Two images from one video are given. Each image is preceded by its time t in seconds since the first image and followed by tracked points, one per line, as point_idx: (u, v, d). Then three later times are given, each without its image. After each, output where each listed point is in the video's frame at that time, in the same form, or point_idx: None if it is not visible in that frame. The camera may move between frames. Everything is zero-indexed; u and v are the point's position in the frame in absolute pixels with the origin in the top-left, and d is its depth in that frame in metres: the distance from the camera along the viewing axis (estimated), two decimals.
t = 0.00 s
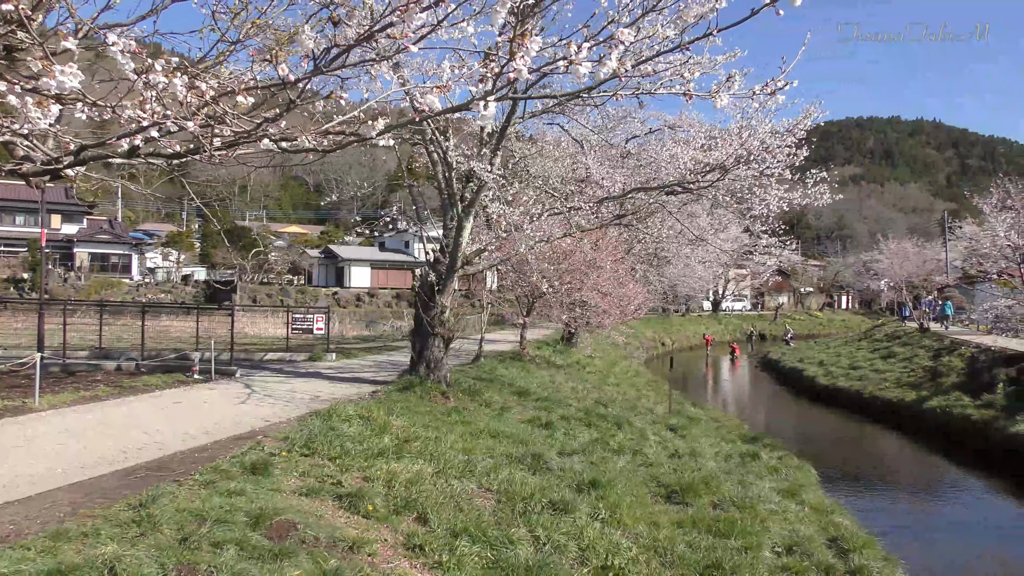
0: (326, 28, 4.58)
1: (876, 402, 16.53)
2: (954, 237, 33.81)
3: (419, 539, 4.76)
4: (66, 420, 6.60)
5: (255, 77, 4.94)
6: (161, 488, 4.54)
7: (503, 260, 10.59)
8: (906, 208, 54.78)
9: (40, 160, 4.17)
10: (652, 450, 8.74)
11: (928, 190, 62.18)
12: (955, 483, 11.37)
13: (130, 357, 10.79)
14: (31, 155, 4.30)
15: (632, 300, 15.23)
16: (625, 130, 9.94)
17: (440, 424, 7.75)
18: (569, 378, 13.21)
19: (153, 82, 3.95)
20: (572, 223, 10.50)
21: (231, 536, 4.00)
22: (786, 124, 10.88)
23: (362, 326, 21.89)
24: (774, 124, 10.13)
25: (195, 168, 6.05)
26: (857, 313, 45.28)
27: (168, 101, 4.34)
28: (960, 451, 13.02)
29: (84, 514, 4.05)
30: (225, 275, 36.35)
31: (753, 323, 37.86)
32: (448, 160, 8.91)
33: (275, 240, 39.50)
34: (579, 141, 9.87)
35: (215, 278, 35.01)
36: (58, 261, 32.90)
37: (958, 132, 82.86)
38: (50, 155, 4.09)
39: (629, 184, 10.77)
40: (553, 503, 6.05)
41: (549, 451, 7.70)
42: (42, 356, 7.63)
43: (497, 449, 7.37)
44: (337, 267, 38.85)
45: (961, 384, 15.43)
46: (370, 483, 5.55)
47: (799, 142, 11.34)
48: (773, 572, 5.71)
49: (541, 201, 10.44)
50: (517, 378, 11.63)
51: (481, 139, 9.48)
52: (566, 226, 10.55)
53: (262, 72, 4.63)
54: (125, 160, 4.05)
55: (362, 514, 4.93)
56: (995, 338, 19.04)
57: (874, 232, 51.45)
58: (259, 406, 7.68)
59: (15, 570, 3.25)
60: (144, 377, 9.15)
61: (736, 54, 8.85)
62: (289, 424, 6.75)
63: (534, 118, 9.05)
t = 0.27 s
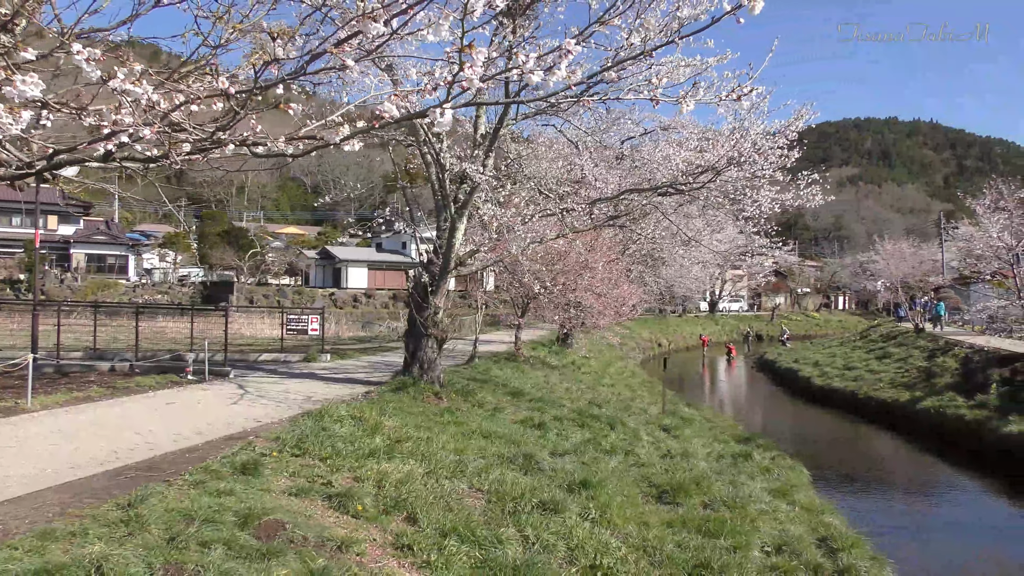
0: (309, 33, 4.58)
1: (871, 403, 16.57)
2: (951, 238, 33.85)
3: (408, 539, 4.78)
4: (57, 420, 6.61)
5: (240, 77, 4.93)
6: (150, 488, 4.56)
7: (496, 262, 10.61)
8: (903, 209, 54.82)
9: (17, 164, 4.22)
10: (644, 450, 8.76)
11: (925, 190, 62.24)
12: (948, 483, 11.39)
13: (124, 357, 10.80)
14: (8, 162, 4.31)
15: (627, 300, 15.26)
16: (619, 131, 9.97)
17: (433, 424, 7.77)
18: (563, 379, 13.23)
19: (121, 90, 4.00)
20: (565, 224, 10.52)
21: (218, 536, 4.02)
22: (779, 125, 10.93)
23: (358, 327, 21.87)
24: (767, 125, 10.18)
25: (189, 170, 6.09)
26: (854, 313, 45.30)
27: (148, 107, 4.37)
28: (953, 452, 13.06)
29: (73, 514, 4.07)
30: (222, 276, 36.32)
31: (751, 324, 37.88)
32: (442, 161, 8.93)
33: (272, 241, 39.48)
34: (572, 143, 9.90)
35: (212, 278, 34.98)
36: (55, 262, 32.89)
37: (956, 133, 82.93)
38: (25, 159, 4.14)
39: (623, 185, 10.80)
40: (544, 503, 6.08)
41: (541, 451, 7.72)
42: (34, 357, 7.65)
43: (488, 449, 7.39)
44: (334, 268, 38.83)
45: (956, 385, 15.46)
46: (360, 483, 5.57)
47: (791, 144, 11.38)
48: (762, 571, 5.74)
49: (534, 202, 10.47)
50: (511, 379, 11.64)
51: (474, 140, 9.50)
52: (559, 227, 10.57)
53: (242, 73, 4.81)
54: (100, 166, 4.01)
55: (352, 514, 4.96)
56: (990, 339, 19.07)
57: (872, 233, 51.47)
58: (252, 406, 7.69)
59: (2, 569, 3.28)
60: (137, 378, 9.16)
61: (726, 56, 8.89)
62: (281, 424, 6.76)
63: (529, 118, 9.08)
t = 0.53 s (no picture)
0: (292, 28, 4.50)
1: (864, 404, 16.60)
2: (944, 239, 33.94)
3: (393, 539, 4.79)
4: (45, 421, 6.62)
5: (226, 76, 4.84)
6: (134, 489, 4.56)
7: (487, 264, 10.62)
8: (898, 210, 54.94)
9: None
10: (634, 452, 8.77)
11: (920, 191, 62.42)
12: (938, 484, 11.43)
13: (115, 358, 10.80)
14: None
15: (619, 301, 15.28)
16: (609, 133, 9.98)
17: (422, 425, 7.78)
18: (555, 380, 13.24)
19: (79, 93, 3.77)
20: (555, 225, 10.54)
21: (201, 537, 4.03)
22: (769, 127, 10.95)
23: (352, 328, 21.89)
24: (756, 128, 10.23)
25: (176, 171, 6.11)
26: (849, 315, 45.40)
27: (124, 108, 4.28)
28: (944, 453, 13.09)
29: (55, 515, 4.07)
30: (217, 277, 36.32)
31: (745, 325, 37.95)
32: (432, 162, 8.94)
33: (268, 242, 39.49)
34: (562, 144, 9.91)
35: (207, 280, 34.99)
36: (50, 262, 32.83)
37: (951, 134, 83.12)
38: None
39: (613, 186, 10.82)
40: (531, 504, 6.08)
41: (530, 452, 7.72)
42: (22, 358, 7.64)
43: (476, 450, 7.39)
44: (329, 269, 38.85)
45: (948, 386, 15.50)
46: (347, 484, 5.58)
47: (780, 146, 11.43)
48: (748, 572, 5.76)
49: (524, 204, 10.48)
50: (502, 380, 11.66)
51: (464, 141, 9.50)
52: (549, 229, 10.59)
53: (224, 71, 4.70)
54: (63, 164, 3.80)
55: (337, 515, 4.97)
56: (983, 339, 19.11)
57: (867, 234, 51.54)
58: (241, 408, 7.69)
59: None
60: (127, 379, 9.16)
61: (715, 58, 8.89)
62: (269, 426, 6.76)
63: (519, 120, 9.08)
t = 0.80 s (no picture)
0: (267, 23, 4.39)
1: (858, 404, 16.62)
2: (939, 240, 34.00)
3: (378, 540, 4.80)
4: (34, 423, 6.61)
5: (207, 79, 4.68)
6: (119, 490, 4.56)
7: (480, 265, 10.62)
8: (894, 211, 55.04)
9: None
10: (625, 452, 8.77)
11: (916, 191, 62.55)
12: (931, 485, 11.44)
13: (106, 359, 10.79)
14: None
15: (613, 301, 15.28)
16: (601, 134, 9.99)
17: (412, 426, 7.79)
18: (549, 380, 13.25)
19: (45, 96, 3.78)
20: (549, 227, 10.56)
21: (184, 537, 4.03)
22: (759, 127, 11.00)
23: (348, 329, 21.88)
24: (747, 128, 10.27)
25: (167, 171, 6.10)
26: (845, 315, 45.47)
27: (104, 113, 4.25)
28: (938, 453, 13.12)
29: (39, 516, 4.08)
30: (213, 278, 36.30)
31: (741, 325, 38.01)
32: (422, 164, 8.95)
33: (264, 243, 39.48)
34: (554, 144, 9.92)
35: (204, 280, 34.98)
36: (45, 263, 32.77)
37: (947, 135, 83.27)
38: None
39: (605, 187, 10.83)
40: (518, 505, 6.08)
41: (520, 453, 7.73)
42: (12, 359, 7.64)
43: (466, 450, 7.40)
44: (326, 270, 38.84)
45: (941, 386, 15.53)
46: (334, 484, 5.58)
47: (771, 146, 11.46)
48: (736, 571, 5.78)
49: (516, 205, 10.50)
50: (495, 381, 11.67)
51: (457, 141, 9.51)
52: (541, 230, 10.60)
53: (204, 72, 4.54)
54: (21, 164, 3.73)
55: (322, 515, 4.97)
56: (977, 339, 19.15)
57: (863, 234, 51.57)
58: (231, 409, 7.69)
59: None
60: (118, 379, 9.16)
61: (704, 59, 8.91)
62: (258, 426, 6.76)
63: (511, 121, 9.10)
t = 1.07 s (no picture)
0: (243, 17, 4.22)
1: (850, 404, 16.65)
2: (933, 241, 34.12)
3: (361, 541, 4.80)
4: (22, 424, 6.61)
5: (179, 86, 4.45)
6: (102, 492, 4.55)
7: (471, 265, 10.63)
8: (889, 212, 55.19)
9: None
10: (615, 453, 8.77)
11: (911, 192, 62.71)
12: (921, 485, 11.47)
13: (97, 360, 10.78)
14: None
15: (605, 301, 15.30)
16: (592, 135, 10.00)
17: (401, 426, 7.79)
18: (540, 381, 13.26)
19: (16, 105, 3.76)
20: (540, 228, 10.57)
21: (165, 538, 4.02)
22: (748, 128, 11.04)
23: (342, 329, 21.90)
24: (737, 129, 10.30)
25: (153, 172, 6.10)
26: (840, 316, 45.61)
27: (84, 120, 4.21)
28: (929, 453, 13.15)
29: (19, 517, 4.08)
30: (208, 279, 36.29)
31: (736, 326, 38.09)
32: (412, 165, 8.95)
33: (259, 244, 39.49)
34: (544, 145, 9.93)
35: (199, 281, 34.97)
36: (39, 265, 32.67)
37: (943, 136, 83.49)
38: None
39: (596, 188, 10.85)
40: (505, 506, 6.08)
41: (509, 453, 7.73)
42: None
43: (455, 451, 7.40)
44: (321, 271, 38.86)
45: (933, 387, 15.57)
46: (320, 485, 5.58)
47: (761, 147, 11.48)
48: (721, 572, 5.78)
49: (507, 206, 10.51)
50: (487, 381, 11.69)
51: (447, 142, 9.52)
52: (532, 231, 10.62)
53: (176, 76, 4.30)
54: None
55: (307, 516, 4.97)
56: (969, 340, 19.21)
57: (857, 236, 51.63)
58: (220, 410, 7.69)
59: None
60: (107, 380, 9.15)
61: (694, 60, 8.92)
62: (246, 427, 6.77)
63: (502, 121, 9.09)
